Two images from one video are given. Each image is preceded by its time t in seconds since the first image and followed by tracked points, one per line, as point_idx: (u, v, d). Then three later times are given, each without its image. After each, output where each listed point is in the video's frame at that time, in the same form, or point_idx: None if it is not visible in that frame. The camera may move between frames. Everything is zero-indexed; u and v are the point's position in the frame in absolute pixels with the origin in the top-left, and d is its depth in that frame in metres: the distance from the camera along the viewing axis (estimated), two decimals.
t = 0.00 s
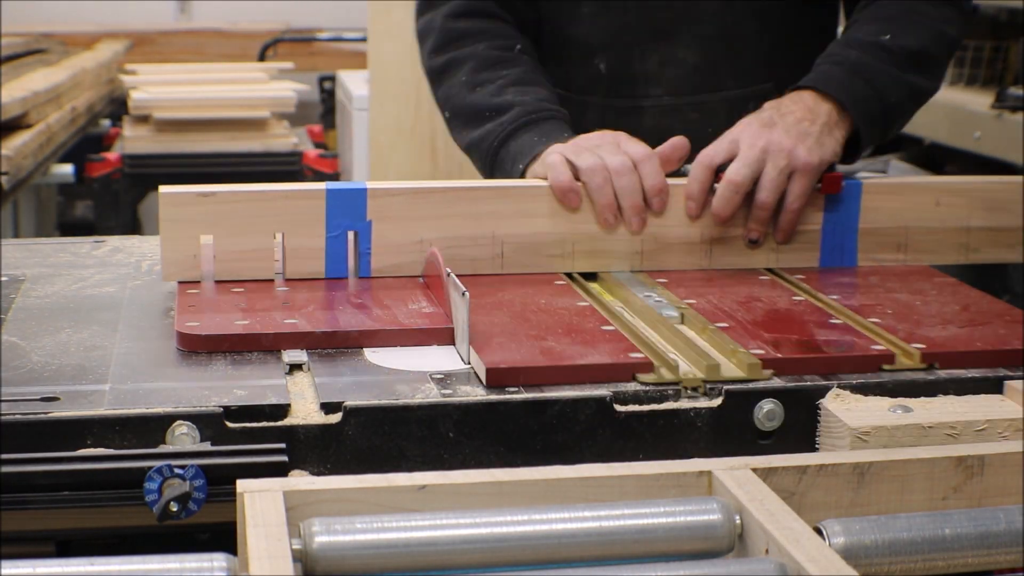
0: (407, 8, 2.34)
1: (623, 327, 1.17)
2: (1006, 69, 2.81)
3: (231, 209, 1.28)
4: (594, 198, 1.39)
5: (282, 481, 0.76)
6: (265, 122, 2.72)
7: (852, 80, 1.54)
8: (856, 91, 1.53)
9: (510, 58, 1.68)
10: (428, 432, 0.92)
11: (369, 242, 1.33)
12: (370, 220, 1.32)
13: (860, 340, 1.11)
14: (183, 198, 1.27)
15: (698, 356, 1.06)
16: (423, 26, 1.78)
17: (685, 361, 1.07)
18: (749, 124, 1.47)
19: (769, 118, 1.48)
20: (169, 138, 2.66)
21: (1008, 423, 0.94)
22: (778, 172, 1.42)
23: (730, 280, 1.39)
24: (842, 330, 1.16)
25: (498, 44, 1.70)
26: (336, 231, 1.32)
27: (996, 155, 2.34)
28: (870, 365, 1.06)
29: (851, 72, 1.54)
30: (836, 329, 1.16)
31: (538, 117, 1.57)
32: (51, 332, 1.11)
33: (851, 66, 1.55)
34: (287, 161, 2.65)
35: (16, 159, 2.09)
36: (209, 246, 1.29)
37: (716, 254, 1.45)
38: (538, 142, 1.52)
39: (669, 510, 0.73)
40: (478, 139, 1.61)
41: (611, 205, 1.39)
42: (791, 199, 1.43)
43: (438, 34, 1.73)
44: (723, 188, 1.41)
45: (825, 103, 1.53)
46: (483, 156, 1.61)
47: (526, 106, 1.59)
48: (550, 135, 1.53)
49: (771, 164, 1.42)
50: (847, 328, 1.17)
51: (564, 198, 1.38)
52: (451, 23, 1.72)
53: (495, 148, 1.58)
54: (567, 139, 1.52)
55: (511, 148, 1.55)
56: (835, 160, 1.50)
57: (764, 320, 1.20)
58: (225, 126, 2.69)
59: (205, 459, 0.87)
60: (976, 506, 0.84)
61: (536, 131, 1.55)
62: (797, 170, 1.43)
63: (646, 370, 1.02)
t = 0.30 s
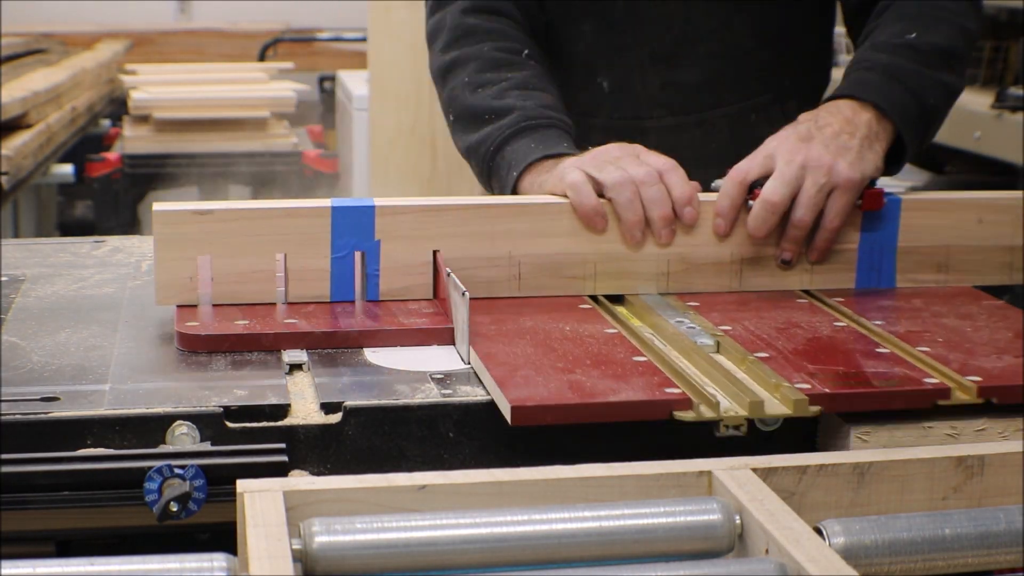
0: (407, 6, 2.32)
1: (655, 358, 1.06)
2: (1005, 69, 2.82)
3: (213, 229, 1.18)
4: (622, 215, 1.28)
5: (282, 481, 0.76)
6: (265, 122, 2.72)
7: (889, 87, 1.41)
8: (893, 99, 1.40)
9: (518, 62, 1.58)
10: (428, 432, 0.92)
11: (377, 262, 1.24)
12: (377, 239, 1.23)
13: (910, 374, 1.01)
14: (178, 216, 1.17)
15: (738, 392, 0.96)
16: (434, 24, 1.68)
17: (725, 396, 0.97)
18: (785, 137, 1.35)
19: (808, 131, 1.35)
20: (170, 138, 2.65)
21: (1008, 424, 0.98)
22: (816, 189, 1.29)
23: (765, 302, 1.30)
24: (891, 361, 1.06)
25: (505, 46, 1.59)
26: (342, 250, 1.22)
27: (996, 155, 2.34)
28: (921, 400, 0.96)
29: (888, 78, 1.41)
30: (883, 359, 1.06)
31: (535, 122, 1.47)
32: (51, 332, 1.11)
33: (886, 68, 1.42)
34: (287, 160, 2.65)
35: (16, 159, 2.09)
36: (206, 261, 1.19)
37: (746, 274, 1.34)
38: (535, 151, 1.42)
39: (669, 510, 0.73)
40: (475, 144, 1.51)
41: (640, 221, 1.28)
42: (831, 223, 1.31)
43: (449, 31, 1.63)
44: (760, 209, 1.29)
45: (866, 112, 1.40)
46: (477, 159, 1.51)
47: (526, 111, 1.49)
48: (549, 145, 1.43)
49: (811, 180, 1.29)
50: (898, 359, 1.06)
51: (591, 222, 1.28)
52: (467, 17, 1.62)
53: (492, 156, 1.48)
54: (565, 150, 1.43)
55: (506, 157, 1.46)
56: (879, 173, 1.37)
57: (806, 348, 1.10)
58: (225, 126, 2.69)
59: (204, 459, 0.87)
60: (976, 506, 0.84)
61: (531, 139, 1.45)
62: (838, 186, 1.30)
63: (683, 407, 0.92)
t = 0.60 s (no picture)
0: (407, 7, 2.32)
1: (622, 326, 1.17)
2: (1006, 69, 2.82)
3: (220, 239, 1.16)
4: (591, 198, 1.38)
5: (282, 481, 0.76)
6: (265, 122, 2.72)
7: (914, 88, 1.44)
8: (861, 99, 1.51)
9: (481, 64, 1.61)
10: (429, 432, 0.92)
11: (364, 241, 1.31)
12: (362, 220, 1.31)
13: (859, 340, 1.12)
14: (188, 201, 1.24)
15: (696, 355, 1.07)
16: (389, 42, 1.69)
17: (684, 359, 1.09)
18: (748, 125, 1.46)
19: (767, 119, 1.47)
20: (170, 138, 2.65)
21: (1008, 423, 0.94)
22: (776, 173, 1.40)
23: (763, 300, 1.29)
24: (841, 329, 1.16)
25: (468, 51, 1.62)
26: (329, 230, 1.30)
27: (996, 154, 2.34)
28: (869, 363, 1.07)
29: (856, 77, 1.53)
30: (834, 327, 1.17)
31: (519, 116, 1.52)
32: (51, 332, 1.11)
33: (858, 70, 1.53)
34: (287, 160, 2.65)
35: (16, 159, 2.09)
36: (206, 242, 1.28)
37: (709, 252, 1.44)
38: (523, 143, 1.47)
39: (669, 510, 0.73)
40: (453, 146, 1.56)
41: (607, 206, 1.38)
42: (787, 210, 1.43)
43: (406, 48, 1.64)
44: (722, 194, 1.40)
45: (824, 103, 1.51)
46: (461, 159, 1.55)
47: (506, 107, 1.53)
48: (531, 134, 1.49)
49: (770, 165, 1.40)
50: (847, 327, 1.17)
51: (563, 203, 1.37)
52: (419, 34, 1.64)
53: (477, 156, 1.53)
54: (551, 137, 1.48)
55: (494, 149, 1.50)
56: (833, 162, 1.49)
57: (764, 319, 1.20)
58: (225, 126, 2.69)
59: (204, 459, 0.87)
60: (975, 506, 0.84)
61: (517, 130, 1.50)
62: (796, 171, 1.42)
63: (643, 368, 1.03)
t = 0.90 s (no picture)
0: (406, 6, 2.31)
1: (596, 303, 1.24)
2: (1005, 69, 2.82)
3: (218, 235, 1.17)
4: (563, 181, 1.43)
5: (282, 481, 0.76)
6: (265, 122, 2.72)
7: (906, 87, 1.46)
8: (832, 94, 1.55)
9: (420, 71, 1.68)
10: (429, 432, 0.92)
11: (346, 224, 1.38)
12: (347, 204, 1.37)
13: (818, 314, 1.19)
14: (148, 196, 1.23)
15: (663, 328, 1.15)
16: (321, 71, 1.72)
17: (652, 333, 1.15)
18: (718, 115, 1.50)
19: (738, 109, 1.52)
20: (170, 138, 2.65)
21: (1008, 423, 0.94)
22: (746, 160, 1.44)
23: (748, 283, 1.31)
24: (801, 305, 1.23)
25: (404, 63, 1.69)
26: (315, 214, 1.36)
27: (996, 154, 2.34)
28: (822, 337, 1.14)
29: (828, 72, 1.56)
30: (796, 304, 1.23)
31: (473, 110, 1.59)
32: (51, 332, 1.11)
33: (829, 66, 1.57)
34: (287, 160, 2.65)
35: (16, 159, 2.09)
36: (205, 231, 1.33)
37: (678, 236, 1.47)
38: (487, 134, 1.54)
39: (669, 509, 0.73)
40: (424, 149, 1.63)
41: (579, 187, 1.43)
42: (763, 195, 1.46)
43: (339, 75, 1.70)
44: (695, 177, 1.44)
45: (794, 94, 1.55)
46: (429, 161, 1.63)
47: (460, 105, 1.61)
48: (492, 124, 1.56)
49: (739, 152, 1.45)
50: (808, 304, 1.23)
51: (536, 183, 1.42)
52: (349, 60, 1.69)
53: (447, 148, 1.60)
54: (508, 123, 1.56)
55: (461, 142, 1.58)
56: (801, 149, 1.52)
57: (729, 296, 1.26)
58: (225, 126, 2.69)
59: (205, 459, 0.87)
60: (975, 506, 0.84)
61: (477, 122, 1.57)
62: (766, 158, 1.46)
63: (614, 340, 1.11)
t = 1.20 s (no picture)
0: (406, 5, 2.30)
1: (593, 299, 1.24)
2: (1005, 68, 2.82)
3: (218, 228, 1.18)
4: (580, 177, 1.44)
5: (282, 481, 0.76)
6: (265, 122, 2.72)
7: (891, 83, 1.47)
8: (828, 94, 1.57)
9: (449, 52, 1.69)
10: (428, 432, 0.92)
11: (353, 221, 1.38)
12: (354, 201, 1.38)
13: (812, 310, 1.20)
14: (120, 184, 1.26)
15: (659, 322, 1.16)
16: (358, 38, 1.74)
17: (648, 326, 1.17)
18: (714, 114, 1.52)
19: (733, 108, 1.53)
20: (170, 138, 2.65)
21: (1008, 423, 0.94)
22: (743, 158, 1.45)
23: (698, 257, 1.43)
24: (797, 301, 1.23)
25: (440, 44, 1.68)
26: (321, 212, 1.37)
27: (996, 154, 2.34)
28: (818, 332, 1.15)
29: (824, 73, 1.58)
30: (791, 300, 1.24)
31: (489, 96, 1.61)
32: (52, 332, 1.11)
33: (827, 66, 1.58)
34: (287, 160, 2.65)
35: (16, 159, 2.09)
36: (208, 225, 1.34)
37: (678, 234, 1.48)
38: (498, 122, 1.56)
39: (669, 510, 0.73)
40: (434, 130, 1.63)
41: (596, 184, 1.43)
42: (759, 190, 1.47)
43: (368, 48, 1.72)
44: (694, 181, 1.44)
45: (788, 93, 1.57)
46: (439, 144, 1.63)
47: (474, 90, 1.62)
48: (505, 113, 1.57)
49: (737, 151, 1.45)
50: (802, 301, 1.24)
51: (556, 185, 1.43)
52: (382, 31, 1.71)
53: (457, 129, 1.60)
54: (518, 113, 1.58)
55: (468, 134, 1.59)
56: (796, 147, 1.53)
57: (724, 291, 1.27)
58: (225, 126, 2.69)
59: (205, 459, 0.87)
60: (975, 506, 0.84)
61: (488, 110, 1.59)
62: (763, 155, 1.46)
63: (611, 336, 1.12)
